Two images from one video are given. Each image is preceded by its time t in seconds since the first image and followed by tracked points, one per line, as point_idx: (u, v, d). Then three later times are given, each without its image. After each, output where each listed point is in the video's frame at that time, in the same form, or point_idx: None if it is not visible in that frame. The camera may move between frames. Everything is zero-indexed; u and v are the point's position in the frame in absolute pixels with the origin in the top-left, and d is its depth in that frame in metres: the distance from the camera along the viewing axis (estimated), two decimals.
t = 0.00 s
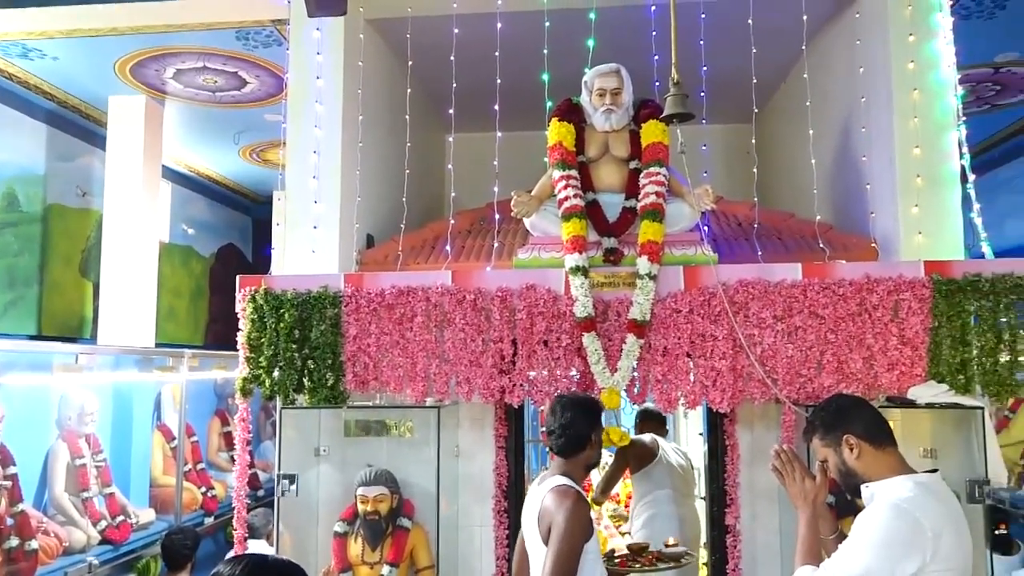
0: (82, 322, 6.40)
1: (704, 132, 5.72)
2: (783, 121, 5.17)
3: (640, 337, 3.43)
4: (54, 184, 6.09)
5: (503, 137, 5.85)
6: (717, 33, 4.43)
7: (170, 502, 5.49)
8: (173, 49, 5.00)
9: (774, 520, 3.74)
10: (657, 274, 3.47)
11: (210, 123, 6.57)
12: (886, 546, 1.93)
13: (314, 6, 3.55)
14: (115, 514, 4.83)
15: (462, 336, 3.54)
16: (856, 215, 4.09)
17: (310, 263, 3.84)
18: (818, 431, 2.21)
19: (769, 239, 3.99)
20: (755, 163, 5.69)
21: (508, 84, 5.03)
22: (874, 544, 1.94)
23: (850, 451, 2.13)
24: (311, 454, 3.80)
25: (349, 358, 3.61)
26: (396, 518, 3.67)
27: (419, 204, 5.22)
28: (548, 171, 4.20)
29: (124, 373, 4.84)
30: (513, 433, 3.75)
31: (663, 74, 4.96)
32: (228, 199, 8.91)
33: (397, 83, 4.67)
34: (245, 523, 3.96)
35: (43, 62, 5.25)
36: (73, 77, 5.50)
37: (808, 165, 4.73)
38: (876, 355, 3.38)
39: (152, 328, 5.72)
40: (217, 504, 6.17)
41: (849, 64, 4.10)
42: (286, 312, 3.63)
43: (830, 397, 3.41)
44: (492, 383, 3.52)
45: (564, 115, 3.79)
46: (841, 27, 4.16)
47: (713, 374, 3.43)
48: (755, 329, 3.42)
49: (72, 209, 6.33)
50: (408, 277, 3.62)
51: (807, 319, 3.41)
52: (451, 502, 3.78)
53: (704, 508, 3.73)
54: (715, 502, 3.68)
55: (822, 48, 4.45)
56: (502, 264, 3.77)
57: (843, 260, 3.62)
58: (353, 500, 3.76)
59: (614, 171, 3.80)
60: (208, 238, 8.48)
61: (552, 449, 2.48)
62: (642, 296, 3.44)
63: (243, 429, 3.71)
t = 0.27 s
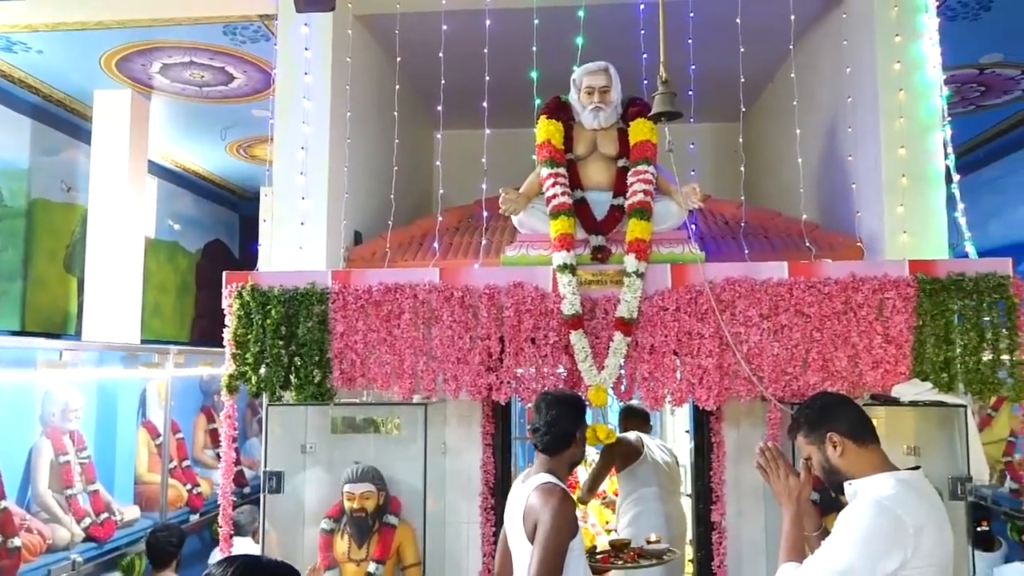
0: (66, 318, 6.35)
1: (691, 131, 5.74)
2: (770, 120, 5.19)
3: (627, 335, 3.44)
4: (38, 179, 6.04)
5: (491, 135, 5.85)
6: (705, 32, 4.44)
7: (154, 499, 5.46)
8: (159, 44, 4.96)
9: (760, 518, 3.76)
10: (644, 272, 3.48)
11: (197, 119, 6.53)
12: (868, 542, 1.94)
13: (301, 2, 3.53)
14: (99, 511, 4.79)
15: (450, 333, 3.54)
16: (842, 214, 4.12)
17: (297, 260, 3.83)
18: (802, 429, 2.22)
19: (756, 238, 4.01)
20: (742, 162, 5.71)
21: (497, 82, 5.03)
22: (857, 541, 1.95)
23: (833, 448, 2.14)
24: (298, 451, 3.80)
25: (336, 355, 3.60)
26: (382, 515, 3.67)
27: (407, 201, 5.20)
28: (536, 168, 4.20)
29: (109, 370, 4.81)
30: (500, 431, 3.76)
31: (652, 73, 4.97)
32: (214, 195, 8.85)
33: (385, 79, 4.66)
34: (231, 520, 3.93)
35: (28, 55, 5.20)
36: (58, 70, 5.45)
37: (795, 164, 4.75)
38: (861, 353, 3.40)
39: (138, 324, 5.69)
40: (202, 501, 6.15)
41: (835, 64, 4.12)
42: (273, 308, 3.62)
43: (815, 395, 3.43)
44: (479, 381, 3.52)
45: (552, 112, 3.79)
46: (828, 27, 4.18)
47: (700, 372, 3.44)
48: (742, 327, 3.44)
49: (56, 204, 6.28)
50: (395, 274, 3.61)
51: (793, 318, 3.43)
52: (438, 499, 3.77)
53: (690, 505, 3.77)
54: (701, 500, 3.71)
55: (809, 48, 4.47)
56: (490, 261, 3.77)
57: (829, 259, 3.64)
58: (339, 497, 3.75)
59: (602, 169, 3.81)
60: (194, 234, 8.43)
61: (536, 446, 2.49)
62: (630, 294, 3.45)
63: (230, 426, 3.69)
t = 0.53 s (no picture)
0: (42, 315, 6.28)
1: (672, 129, 5.76)
2: (750, 120, 5.23)
3: (608, 332, 3.46)
4: (13, 174, 5.96)
5: (473, 132, 5.85)
6: (686, 31, 4.46)
7: (132, 498, 5.42)
8: (138, 38, 4.91)
9: (738, 513, 3.77)
10: (625, 270, 3.50)
11: (176, 114, 6.47)
12: (843, 537, 1.97)
13: None
14: (76, 510, 4.74)
15: (431, 331, 3.54)
16: (820, 212, 4.15)
17: (277, 257, 3.81)
18: (780, 425, 2.25)
19: (735, 236, 4.04)
20: (723, 161, 5.75)
21: (478, 79, 5.03)
22: (832, 536, 1.97)
23: (810, 444, 2.16)
24: (278, 449, 3.77)
25: (316, 352, 3.59)
26: (363, 513, 3.68)
27: (389, 198, 5.19)
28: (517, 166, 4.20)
29: (86, 368, 4.76)
30: (481, 427, 3.80)
31: (633, 71, 4.99)
32: (193, 191, 8.78)
33: (366, 76, 4.64)
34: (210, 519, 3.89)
35: (2, 49, 5.13)
36: (34, 64, 5.38)
37: (775, 163, 4.79)
38: (838, 351, 3.44)
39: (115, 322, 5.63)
40: (181, 500, 6.10)
41: (814, 64, 4.16)
42: (253, 306, 3.59)
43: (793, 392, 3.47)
44: (460, 378, 3.52)
45: (534, 110, 3.80)
46: (807, 28, 4.21)
47: (679, 369, 3.47)
48: (721, 325, 3.46)
49: (32, 200, 6.20)
50: (376, 271, 3.60)
51: (772, 316, 3.46)
52: (419, 497, 3.78)
53: (670, 501, 3.78)
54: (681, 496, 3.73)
55: (788, 48, 4.50)
56: (471, 259, 3.77)
57: (807, 257, 3.68)
58: (320, 496, 3.75)
59: (583, 167, 3.82)
60: (173, 231, 8.35)
61: (515, 443, 2.49)
62: (610, 292, 3.46)
63: (209, 424, 3.67)
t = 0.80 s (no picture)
0: (19, 313, 6.20)
1: (654, 129, 5.78)
2: (732, 120, 5.26)
3: (590, 331, 3.47)
4: None
5: (456, 130, 5.84)
6: (668, 31, 4.48)
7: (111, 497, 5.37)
8: (117, 33, 4.86)
9: (719, 511, 3.81)
10: (607, 269, 3.51)
11: (156, 110, 6.41)
12: (820, 535, 1.99)
13: None
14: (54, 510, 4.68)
15: (413, 329, 3.54)
16: (800, 212, 4.19)
17: (258, 254, 3.79)
18: (759, 423, 2.27)
19: (716, 235, 4.06)
20: (704, 161, 5.78)
21: (461, 77, 5.02)
22: (809, 534, 2.00)
23: (789, 442, 2.18)
24: (258, 448, 3.74)
25: (297, 351, 3.57)
26: (344, 512, 3.71)
27: (371, 195, 5.17)
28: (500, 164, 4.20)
29: (64, 366, 4.71)
30: (463, 426, 3.77)
31: (615, 71, 5.00)
32: (173, 187, 8.70)
33: (348, 73, 4.63)
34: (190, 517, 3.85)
35: None
36: (11, 58, 5.31)
37: (755, 163, 4.82)
38: (817, 350, 3.47)
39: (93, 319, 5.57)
40: (160, 499, 6.05)
41: (795, 64, 4.19)
42: (233, 303, 3.57)
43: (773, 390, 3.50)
44: (443, 376, 3.52)
45: (517, 109, 3.80)
46: (788, 29, 4.24)
47: (661, 368, 3.49)
48: (702, 323, 3.48)
49: (9, 195, 6.12)
50: (358, 269, 3.59)
51: (752, 314, 3.48)
52: (400, 495, 3.77)
53: (652, 499, 3.82)
54: (661, 492, 3.77)
55: (769, 49, 4.54)
56: (454, 257, 3.77)
57: (787, 257, 3.71)
58: (300, 495, 3.75)
59: (565, 166, 3.83)
60: (153, 228, 8.27)
61: (498, 442, 2.49)
62: (593, 291, 3.47)
63: (188, 423, 3.64)
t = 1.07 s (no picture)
0: None
1: (640, 130, 5.80)
2: (716, 122, 5.29)
3: (575, 331, 3.48)
4: None
5: (441, 130, 5.84)
6: (654, 33, 4.50)
7: (92, 498, 5.30)
8: (100, 30, 4.82)
9: (702, 511, 3.84)
10: (592, 270, 3.52)
11: (139, 107, 6.36)
12: (801, 534, 2.00)
13: None
14: (34, 511, 4.62)
15: (398, 329, 3.53)
16: (784, 214, 4.22)
17: (242, 254, 3.77)
18: (741, 424, 2.28)
19: (700, 236, 4.09)
20: (689, 162, 5.81)
21: (447, 77, 5.02)
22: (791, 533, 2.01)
23: (770, 442, 2.20)
24: (242, 447, 3.74)
25: (281, 351, 3.55)
26: (328, 512, 3.65)
27: (356, 195, 5.16)
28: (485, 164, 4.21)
29: (44, 365, 4.66)
30: (448, 425, 3.76)
31: (601, 71, 5.01)
32: (156, 185, 8.64)
33: (333, 72, 4.61)
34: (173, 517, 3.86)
35: None
36: None
37: (740, 164, 4.85)
38: (800, 350, 3.50)
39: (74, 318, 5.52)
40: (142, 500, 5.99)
41: (779, 67, 4.22)
42: (217, 303, 3.55)
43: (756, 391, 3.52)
44: (427, 377, 3.52)
45: (502, 109, 3.80)
46: (772, 31, 4.27)
47: (645, 368, 3.50)
48: (686, 324, 3.50)
49: None
50: (343, 269, 3.58)
51: (735, 315, 3.50)
52: (384, 496, 3.77)
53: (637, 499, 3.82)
54: (645, 492, 3.77)
55: (753, 51, 4.57)
56: (439, 257, 3.76)
57: (770, 258, 3.73)
58: (284, 494, 3.70)
59: (551, 167, 3.83)
60: (135, 227, 8.20)
61: (484, 444, 2.49)
62: (577, 291, 3.48)
63: (171, 423, 3.61)
